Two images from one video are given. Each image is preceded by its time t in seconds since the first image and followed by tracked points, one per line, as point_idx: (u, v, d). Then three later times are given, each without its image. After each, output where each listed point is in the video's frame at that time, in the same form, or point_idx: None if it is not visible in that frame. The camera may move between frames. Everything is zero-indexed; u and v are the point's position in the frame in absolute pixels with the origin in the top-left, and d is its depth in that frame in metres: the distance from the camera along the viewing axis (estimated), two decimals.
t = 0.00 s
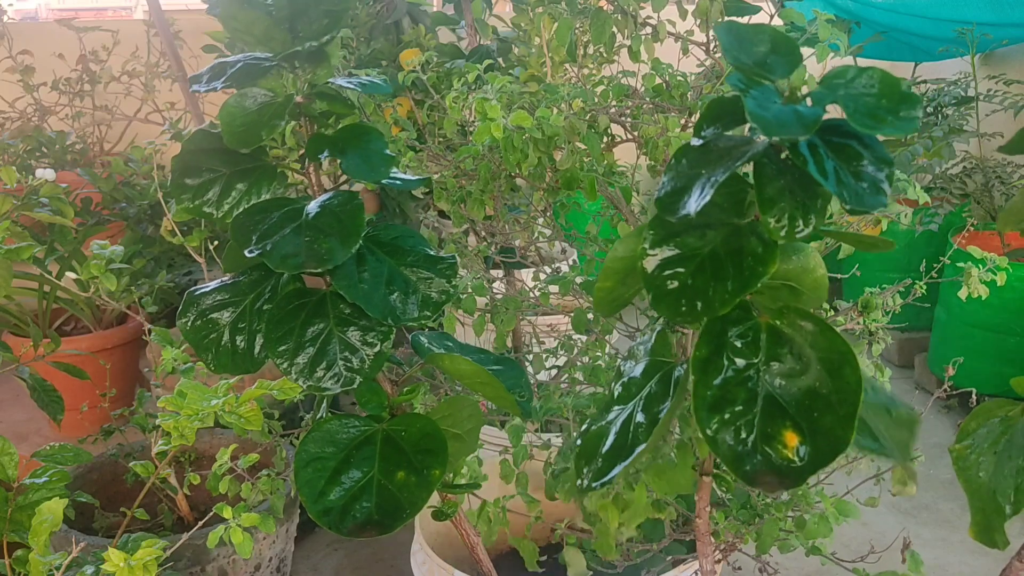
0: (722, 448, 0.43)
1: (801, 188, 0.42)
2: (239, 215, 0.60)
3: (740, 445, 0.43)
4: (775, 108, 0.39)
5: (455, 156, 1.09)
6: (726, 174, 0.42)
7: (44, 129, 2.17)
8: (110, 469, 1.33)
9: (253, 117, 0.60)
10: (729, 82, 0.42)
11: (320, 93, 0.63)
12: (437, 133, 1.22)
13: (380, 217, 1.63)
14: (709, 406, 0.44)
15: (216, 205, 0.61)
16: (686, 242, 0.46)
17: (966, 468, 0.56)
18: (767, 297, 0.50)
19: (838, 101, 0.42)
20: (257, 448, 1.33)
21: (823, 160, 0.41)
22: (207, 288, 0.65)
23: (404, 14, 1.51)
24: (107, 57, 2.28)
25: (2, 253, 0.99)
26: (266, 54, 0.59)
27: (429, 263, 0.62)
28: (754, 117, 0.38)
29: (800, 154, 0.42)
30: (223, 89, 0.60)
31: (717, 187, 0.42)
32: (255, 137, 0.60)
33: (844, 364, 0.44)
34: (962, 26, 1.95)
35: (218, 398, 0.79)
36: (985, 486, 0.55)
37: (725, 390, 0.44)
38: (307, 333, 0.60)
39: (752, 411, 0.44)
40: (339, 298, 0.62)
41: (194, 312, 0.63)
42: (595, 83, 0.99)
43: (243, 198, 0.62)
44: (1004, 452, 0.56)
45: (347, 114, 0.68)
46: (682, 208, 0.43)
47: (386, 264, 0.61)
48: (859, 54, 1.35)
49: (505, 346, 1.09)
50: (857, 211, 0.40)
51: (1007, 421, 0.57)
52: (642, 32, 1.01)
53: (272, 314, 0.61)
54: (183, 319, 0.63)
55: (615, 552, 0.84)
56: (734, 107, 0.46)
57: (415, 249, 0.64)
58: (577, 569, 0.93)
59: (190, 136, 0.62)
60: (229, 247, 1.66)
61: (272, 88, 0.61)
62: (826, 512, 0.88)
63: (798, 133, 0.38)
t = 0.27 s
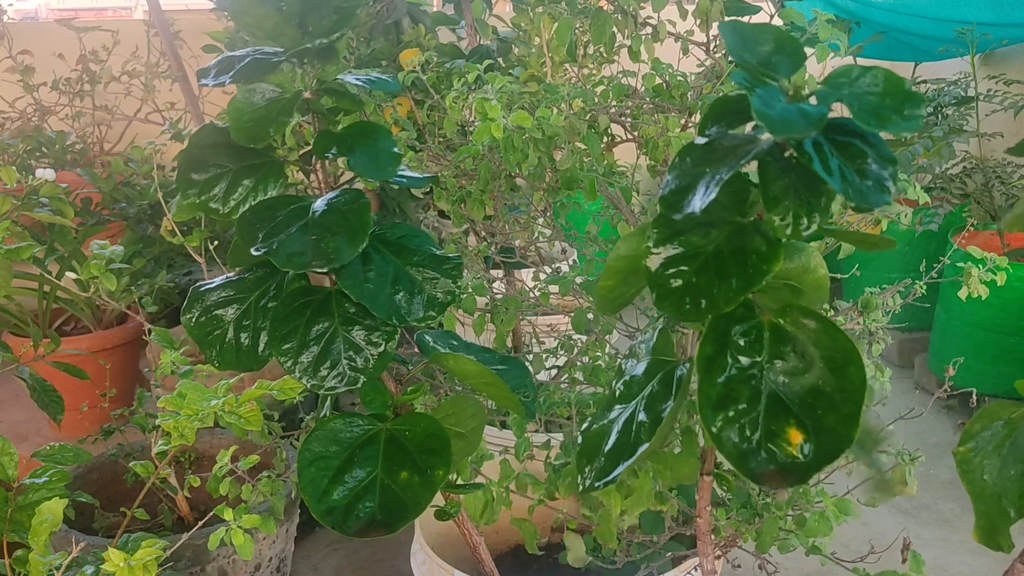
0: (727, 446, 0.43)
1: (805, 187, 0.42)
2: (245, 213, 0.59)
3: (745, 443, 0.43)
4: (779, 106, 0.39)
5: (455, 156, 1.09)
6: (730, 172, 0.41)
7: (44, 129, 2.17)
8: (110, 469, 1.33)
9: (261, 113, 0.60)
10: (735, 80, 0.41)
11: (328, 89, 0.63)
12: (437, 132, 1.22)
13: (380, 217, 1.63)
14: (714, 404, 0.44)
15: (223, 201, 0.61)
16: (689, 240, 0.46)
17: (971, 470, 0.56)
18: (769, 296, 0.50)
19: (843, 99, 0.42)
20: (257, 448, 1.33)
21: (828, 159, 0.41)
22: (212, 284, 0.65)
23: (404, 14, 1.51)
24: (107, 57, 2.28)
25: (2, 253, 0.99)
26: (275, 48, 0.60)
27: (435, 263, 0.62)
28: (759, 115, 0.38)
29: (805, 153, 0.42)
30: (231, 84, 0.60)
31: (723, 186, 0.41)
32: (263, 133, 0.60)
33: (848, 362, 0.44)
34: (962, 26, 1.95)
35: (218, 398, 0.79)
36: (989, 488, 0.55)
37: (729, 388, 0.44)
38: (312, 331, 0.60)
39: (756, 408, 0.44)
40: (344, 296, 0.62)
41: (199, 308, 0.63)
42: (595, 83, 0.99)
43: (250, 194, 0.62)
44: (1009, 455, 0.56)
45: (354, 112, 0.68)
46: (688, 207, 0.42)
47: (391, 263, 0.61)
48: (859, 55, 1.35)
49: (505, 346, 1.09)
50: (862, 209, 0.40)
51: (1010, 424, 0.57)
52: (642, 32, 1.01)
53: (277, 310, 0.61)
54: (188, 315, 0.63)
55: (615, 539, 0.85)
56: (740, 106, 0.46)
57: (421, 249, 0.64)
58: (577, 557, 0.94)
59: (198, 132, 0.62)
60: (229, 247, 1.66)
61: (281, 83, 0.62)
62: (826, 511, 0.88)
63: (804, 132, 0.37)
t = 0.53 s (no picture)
0: (730, 450, 0.43)
1: (811, 190, 0.42)
2: (249, 211, 0.60)
3: (748, 447, 0.43)
4: (786, 109, 0.39)
5: (454, 156, 1.09)
6: (736, 175, 0.42)
7: (44, 129, 2.17)
8: (110, 469, 1.33)
9: (265, 110, 0.60)
10: (740, 82, 0.42)
11: (333, 87, 0.63)
12: (437, 132, 1.22)
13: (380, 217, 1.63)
14: (717, 407, 0.44)
15: (227, 199, 0.61)
16: (695, 242, 0.46)
17: (975, 473, 0.57)
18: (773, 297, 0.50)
19: (849, 103, 0.42)
20: (257, 449, 1.33)
21: (834, 162, 0.41)
22: (215, 282, 0.65)
23: (404, 14, 1.51)
24: (107, 57, 2.28)
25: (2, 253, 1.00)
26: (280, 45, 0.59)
27: (438, 263, 0.62)
28: (764, 117, 0.38)
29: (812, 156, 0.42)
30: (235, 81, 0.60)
31: (727, 187, 0.42)
32: (267, 130, 0.59)
33: (852, 366, 0.44)
34: (962, 26, 1.95)
35: (218, 399, 0.79)
36: (993, 491, 0.55)
37: (733, 391, 0.44)
38: (315, 330, 0.60)
39: (760, 412, 0.44)
40: (348, 296, 0.62)
41: (202, 305, 0.63)
42: (595, 83, 0.99)
43: (254, 192, 0.62)
44: (1013, 457, 0.56)
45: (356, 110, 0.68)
46: (692, 209, 0.43)
47: (395, 263, 0.61)
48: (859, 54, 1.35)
49: (505, 346, 1.09)
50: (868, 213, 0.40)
51: (1013, 426, 0.57)
52: (641, 32, 1.01)
53: (280, 310, 0.61)
54: (191, 312, 0.63)
55: (618, 551, 0.84)
56: (746, 108, 0.46)
57: (425, 248, 0.64)
58: (579, 567, 0.94)
59: (200, 129, 0.62)
60: (229, 247, 1.66)
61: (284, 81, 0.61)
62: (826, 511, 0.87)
63: (809, 135, 0.38)
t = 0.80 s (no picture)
0: (742, 456, 0.43)
1: (822, 195, 0.42)
2: (246, 213, 0.60)
3: (761, 454, 0.43)
4: (798, 114, 0.40)
5: (455, 156, 1.09)
6: (747, 181, 0.42)
7: (44, 129, 2.17)
8: (110, 469, 1.32)
9: (260, 113, 0.60)
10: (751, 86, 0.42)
11: (329, 89, 0.63)
12: (437, 132, 1.22)
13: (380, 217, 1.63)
14: (729, 414, 0.44)
15: (224, 201, 0.61)
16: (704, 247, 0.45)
17: (972, 471, 0.57)
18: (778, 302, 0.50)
19: (862, 106, 0.42)
20: (257, 449, 1.33)
21: (847, 168, 0.41)
22: (213, 283, 0.65)
23: (404, 14, 1.51)
24: (107, 57, 2.28)
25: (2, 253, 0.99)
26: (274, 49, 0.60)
27: (435, 263, 0.62)
28: (779, 123, 0.38)
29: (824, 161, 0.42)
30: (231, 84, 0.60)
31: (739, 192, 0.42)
32: (262, 133, 0.59)
33: (861, 370, 0.44)
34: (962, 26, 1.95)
35: (218, 399, 0.79)
36: (992, 490, 0.55)
37: (744, 398, 0.44)
38: (313, 330, 0.60)
39: (771, 419, 0.44)
40: (345, 296, 0.62)
41: (200, 307, 0.63)
42: (595, 83, 0.99)
43: (251, 194, 0.62)
44: (1011, 456, 0.56)
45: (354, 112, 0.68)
46: (701, 214, 0.43)
47: (392, 263, 0.61)
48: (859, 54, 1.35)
49: (505, 346, 1.09)
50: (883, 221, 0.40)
51: (1012, 425, 0.57)
52: (642, 32, 1.01)
53: (278, 310, 0.61)
54: (188, 314, 0.63)
55: (615, 545, 0.85)
56: (753, 110, 0.47)
57: (421, 249, 0.64)
58: (578, 564, 0.94)
59: (199, 131, 0.62)
60: (229, 248, 1.66)
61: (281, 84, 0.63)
62: (826, 511, 0.87)
63: (825, 142, 0.38)
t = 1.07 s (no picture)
0: (723, 451, 0.43)
1: (803, 192, 0.42)
2: (240, 214, 0.60)
3: (741, 449, 0.43)
4: (777, 110, 0.39)
5: (455, 156, 1.09)
6: (729, 176, 0.42)
7: (45, 129, 2.17)
8: (110, 469, 1.32)
9: (254, 116, 0.60)
10: (731, 83, 0.42)
11: (322, 93, 0.63)
12: (437, 132, 1.22)
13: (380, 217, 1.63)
14: (710, 408, 0.44)
15: (219, 204, 0.62)
16: (689, 244, 0.45)
17: (966, 467, 0.56)
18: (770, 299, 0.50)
19: (842, 104, 0.43)
20: (257, 448, 1.33)
21: (826, 163, 0.41)
22: (208, 287, 0.65)
23: (404, 14, 1.51)
24: (107, 57, 2.28)
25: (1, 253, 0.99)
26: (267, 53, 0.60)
27: (430, 263, 0.62)
28: (756, 119, 0.38)
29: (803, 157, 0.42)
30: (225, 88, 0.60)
31: (720, 189, 0.42)
32: (257, 136, 0.60)
33: (846, 368, 0.44)
34: (961, 26, 1.95)
35: (218, 399, 0.79)
36: (984, 485, 0.55)
37: (726, 393, 0.44)
38: (309, 331, 0.60)
39: (753, 414, 0.44)
40: (341, 296, 0.62)
41: (196, 311, 0.63)
42: (595, 83, 0.99)
43: (246, 197, 0.62)
44: (1004, 451, 0.56)
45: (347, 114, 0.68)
46: (684, 211, 0.43)
47: (387, 263, 0.61)
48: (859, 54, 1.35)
49: (505, 346, 1.09)
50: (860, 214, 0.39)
51: (1005, 421, 0.57)
52: (642, 32, 1.01)
53: (274, 311, 0.61)
54: (185, 318, 0.63)
55: (614, 546, 0.85)
56: (739, 109, 0.46)
57: (416, 249, 0.64)
58: (578, 564, 0.94)
59: (192, 136, 0.62)
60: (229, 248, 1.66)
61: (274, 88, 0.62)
62: (826, 511, 0.87)
63: (799, 138, 0.38)
